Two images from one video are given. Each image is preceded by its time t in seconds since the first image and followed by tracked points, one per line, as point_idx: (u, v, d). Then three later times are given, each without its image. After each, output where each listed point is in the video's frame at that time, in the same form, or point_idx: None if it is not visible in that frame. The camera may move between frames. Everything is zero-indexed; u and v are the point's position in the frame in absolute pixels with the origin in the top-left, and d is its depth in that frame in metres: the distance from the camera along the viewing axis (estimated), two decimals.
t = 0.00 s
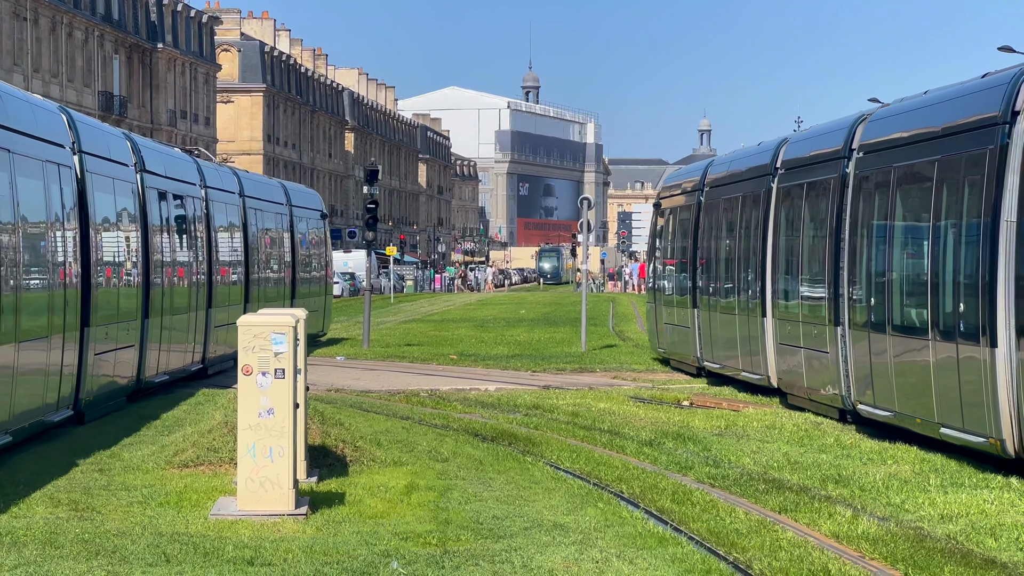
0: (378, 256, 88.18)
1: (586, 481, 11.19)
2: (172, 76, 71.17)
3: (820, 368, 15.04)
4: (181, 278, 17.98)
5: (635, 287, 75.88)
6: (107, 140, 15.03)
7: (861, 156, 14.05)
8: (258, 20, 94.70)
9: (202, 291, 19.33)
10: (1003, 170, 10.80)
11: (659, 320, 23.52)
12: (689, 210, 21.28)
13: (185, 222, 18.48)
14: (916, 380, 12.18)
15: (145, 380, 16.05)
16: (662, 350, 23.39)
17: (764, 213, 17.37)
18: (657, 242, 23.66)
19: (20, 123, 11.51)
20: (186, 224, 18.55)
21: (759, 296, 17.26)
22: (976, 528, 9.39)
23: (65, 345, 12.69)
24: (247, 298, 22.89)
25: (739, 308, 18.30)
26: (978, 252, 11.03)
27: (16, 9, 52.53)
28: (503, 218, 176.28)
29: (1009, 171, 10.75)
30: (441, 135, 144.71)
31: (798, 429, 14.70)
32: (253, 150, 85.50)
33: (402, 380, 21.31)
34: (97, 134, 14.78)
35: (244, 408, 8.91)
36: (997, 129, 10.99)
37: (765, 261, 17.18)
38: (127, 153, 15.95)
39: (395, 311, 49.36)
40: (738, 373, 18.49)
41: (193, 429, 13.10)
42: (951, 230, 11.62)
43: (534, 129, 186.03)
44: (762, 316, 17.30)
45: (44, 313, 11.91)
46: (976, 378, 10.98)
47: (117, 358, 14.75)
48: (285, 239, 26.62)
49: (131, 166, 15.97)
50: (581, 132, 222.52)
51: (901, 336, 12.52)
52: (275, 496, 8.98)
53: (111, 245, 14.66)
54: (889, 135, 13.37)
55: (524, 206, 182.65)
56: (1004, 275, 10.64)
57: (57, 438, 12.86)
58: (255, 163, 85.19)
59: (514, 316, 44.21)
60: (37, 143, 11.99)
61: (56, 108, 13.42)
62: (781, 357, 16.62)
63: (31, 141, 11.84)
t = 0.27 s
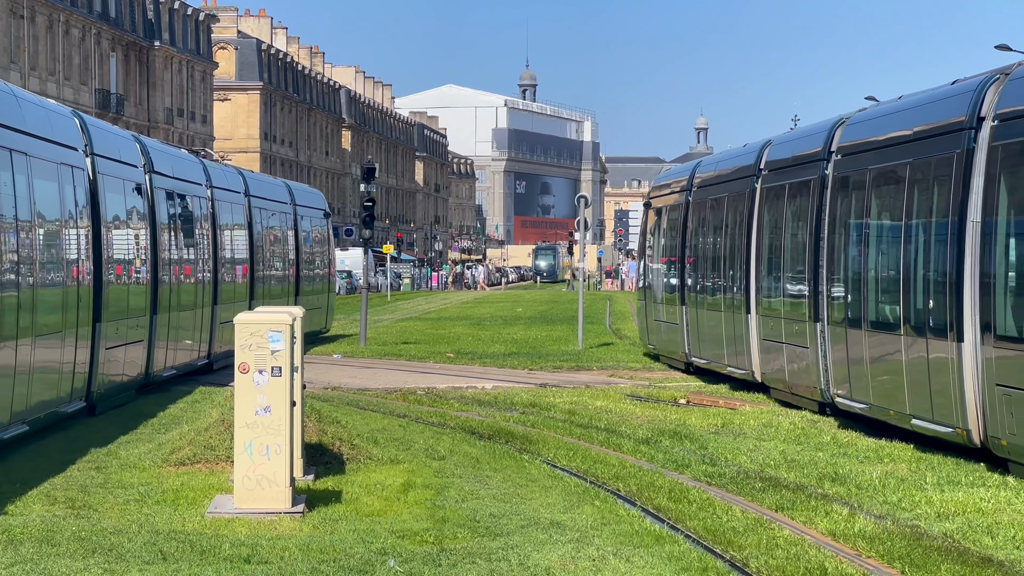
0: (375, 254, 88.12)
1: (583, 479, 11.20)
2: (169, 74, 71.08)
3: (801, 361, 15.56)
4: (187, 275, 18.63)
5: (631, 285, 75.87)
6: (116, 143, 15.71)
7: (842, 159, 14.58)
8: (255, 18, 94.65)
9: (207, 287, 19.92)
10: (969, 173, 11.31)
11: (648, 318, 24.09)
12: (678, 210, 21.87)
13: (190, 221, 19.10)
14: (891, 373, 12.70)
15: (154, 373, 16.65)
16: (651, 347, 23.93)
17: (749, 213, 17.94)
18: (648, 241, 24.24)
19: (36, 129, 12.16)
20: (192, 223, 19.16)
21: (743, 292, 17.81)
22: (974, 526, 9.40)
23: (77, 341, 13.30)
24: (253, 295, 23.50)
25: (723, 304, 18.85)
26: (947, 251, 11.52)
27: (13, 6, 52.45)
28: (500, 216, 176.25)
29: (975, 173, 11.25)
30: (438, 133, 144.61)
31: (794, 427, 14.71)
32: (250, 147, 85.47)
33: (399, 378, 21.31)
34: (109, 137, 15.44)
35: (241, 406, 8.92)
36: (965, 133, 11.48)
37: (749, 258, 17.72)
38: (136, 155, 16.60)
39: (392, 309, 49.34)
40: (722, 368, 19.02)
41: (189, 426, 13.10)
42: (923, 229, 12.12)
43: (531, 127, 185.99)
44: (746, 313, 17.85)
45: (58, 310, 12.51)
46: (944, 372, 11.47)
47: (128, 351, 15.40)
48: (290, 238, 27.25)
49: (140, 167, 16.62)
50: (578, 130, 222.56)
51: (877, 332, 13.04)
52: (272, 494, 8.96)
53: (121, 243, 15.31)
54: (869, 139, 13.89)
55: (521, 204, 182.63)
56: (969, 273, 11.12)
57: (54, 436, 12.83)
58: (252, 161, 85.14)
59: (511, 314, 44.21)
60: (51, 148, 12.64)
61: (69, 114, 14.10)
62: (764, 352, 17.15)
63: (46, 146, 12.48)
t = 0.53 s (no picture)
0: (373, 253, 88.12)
1: (580, 478, 11.21)
2: (166, 73, 71.04)
3: (783, 356, 16.09)
4: (196, 274, 19.03)
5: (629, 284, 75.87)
6: (126, 145, 16.09)
7: (821, 161, 15.09)
8: (253, 17, 94.62)
9: (215, 285, 20.41)
10: (939, 176, 11.82)
11: (638, 313, 24.84)
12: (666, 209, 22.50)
13: (198, 220, 19.48)
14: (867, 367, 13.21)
15: (163, 369, 17.14)
16: (641, 343, 24.58)
17: (733, 212, 18.47)
18: (639, 239, 24.82)
19: (48, 132, 12.65)
20: (200, 222, 19.54)
21: (728, 291, 18.32)
22: (971, 525, 9.41)
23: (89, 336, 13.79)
24: (258, 293, 24.00)
25: (710, 302, 19.41)
26: (918, 249, 12.00)
27: (11, 5, 52.36)
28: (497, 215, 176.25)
29: (945, 175, 11.76)
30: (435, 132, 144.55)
31: (792, 426, 14.72)
32: (247, 146, 85.45)
33: (396, 377, 21.31)
34: (121, 140, 15.90)
35: (238, 405, 8.91)
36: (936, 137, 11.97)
37: (733, 257, 18.23)
38: (144, 157, 16.96)
39: (389, 308, 49.35)
40: (710, 364, 19.64)
41: (187, 425, 13.09)
42: (896, 228, 12.61)
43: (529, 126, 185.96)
44: (732, 311, 18.36)
45: (72, 307, 13.01)
46: (915, 366, 11.98)
47: (135, 347, 15.83)
48: (295, 236, 27.79)
49: (148, 170, 16.97)
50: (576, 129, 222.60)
51: (853, 328, 13.55)
52: (270, 493, 8.95)
53: (131, 241, 15.70)
54: (846, 141, 14.41)
55: (519, 203, 182.63)
56: (937, 271, 11.62)
57: (51, 435, 12.83)
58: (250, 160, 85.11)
59: (508, 312, 44.21)
60: (62, 150, 13.14)
61: (81, 117, 14.58)
62: (749, 348, 17.69)
63: (58, 149, 12.98)
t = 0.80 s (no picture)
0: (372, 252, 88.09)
1: (578, 478, 11.21)
2: (165, 73, 71.00)
3: (766, 354, 16.61)
4: (204, 273, 19.48)
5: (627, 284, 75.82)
6: (137, 148, 16.45)
7: (802, 164, 15.67)
8: (251, 16, 94.56)
9: (223, 284, 20.95)
10: (914, 180, 12.37)
11: (631, 313, 25.42)
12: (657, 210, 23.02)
13: (206, 221, 19.89)
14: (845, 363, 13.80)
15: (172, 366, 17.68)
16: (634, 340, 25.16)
17: (720, 215, 18.84)
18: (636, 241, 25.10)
19: (62, 138, 13.09)
20: (207, 222, 19.95)
21: (713, 290, 18.83)
22: (969, 524, 9.41)
23: (101, 335, 14.24)
24: (265, 292, 24.62)
25: (697, 301, 19.81)
26: (894, 251, 12.56)
27: (9, 4, 52.33)
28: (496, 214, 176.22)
29: (918, 180, 12.31)
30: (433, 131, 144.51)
31: (791, 426, 14.72)
32: (246, 146, 85.47)
33: (394, 376, 21.30)
34: (135, 144, 16.44)
35: (236, 404, 8.90)
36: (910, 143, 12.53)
37: (719, 257, 18.66)
38: (155, 159, 17.32)
39: (387, 307, 49.34)
40: (698, 362, 19.94)
41: (185, 425, 13.08)
42: (874, 229, 13.15)
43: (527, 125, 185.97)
44: (716, 309, 18.85)
45: (84, 307, 13.44)
46: (892, 363, 12.54)
47: (145, 345, 16.30)
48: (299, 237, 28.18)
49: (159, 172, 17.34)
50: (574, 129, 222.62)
51: (833, 326, 14.13)
52: (269, 492, 8.96)
53: (143, 242, 16.10)
54: (825, 146, 15.00)
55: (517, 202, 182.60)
56: (911, 272, 12.18)
57: (50, 434, 12.82)
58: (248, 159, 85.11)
59: (506, 312, 44.19)
60: (76, 154, 13.59)
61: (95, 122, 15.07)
62: (738, 347, 17.89)
63: (72, 154, 13.43)
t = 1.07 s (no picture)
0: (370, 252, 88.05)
1: (577, 477, 11.20)
2: (163, 72, 70.97)
3: (760, 352, 16.92)
4: (211, 273, 20.19)
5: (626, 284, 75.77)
6: (148, 151, 17.17)
7: (787, 166, 16.28)
8: (250, 16, 94.51)
9: (230, 283, 21.59)
10: (889, 183, 12.97)
11: (625, 310, 26.25)
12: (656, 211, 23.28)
13: (212, 221, 20.59)
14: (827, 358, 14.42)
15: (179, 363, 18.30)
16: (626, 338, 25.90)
17: (711, 215, 19.54)
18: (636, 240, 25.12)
19: (79, 142, 13.55)
20: (213, 223, 20.64)
21: (704, 289, 19.44)
22: (968, 524, 9.41)
23: (114, 334, 14.70)
24: (271, 291, 25.20)
25: (687, 300, 20.45)
26: (871, 251, 13.16)
27: (8, 3, 52.34)
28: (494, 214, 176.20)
29: (893, 183, 12.90)
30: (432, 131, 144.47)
31: (790, 426, 14.71)
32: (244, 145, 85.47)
33: (393, 376, 21.30)
34: (143, 148, 17.03)
35: (235, 404, 8.89)
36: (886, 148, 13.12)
37: (709, 257, 19.30)
38: (164, 162, 18.02)
39: (386, 307, 49.33)
40: (688, 359, 20.64)
41: (183, 425, 13.07)
42: (853, 230, 13.75)
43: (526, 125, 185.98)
44: (707, 308, 19.46)
45: (99, 307, 13.88)
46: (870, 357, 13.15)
47: (157, 341, 17.01)
48: (302, 236, 28.29)
49: (168, 174, 18.04)
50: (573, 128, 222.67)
51: (816, 323, 14.75)
52: (267, 492, 8.96)
53: (153, 242, 16.81)
54: (808, 150, 15.63)
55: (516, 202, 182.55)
56: (888, 272, 12.77)
57: (48, 434, 12.80)
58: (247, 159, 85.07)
59: (504, 311, 44.19)
60: (92, 158, 14.08)
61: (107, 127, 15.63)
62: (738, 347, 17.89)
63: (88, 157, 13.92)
